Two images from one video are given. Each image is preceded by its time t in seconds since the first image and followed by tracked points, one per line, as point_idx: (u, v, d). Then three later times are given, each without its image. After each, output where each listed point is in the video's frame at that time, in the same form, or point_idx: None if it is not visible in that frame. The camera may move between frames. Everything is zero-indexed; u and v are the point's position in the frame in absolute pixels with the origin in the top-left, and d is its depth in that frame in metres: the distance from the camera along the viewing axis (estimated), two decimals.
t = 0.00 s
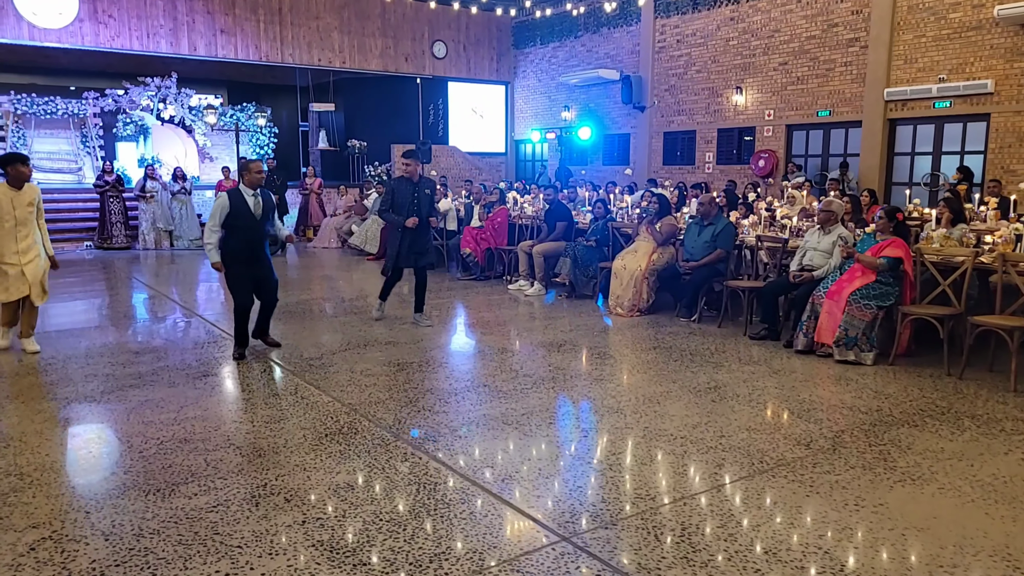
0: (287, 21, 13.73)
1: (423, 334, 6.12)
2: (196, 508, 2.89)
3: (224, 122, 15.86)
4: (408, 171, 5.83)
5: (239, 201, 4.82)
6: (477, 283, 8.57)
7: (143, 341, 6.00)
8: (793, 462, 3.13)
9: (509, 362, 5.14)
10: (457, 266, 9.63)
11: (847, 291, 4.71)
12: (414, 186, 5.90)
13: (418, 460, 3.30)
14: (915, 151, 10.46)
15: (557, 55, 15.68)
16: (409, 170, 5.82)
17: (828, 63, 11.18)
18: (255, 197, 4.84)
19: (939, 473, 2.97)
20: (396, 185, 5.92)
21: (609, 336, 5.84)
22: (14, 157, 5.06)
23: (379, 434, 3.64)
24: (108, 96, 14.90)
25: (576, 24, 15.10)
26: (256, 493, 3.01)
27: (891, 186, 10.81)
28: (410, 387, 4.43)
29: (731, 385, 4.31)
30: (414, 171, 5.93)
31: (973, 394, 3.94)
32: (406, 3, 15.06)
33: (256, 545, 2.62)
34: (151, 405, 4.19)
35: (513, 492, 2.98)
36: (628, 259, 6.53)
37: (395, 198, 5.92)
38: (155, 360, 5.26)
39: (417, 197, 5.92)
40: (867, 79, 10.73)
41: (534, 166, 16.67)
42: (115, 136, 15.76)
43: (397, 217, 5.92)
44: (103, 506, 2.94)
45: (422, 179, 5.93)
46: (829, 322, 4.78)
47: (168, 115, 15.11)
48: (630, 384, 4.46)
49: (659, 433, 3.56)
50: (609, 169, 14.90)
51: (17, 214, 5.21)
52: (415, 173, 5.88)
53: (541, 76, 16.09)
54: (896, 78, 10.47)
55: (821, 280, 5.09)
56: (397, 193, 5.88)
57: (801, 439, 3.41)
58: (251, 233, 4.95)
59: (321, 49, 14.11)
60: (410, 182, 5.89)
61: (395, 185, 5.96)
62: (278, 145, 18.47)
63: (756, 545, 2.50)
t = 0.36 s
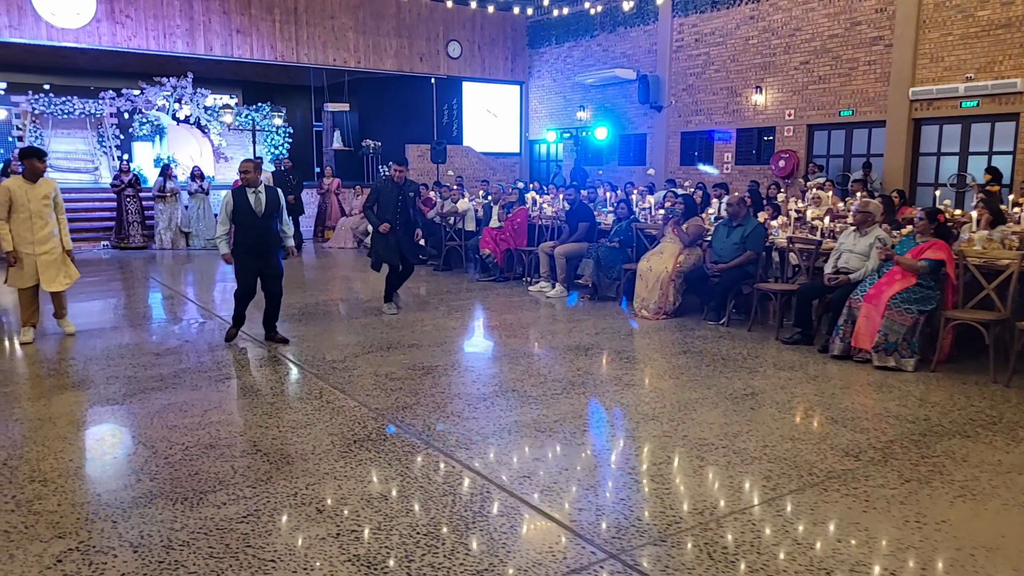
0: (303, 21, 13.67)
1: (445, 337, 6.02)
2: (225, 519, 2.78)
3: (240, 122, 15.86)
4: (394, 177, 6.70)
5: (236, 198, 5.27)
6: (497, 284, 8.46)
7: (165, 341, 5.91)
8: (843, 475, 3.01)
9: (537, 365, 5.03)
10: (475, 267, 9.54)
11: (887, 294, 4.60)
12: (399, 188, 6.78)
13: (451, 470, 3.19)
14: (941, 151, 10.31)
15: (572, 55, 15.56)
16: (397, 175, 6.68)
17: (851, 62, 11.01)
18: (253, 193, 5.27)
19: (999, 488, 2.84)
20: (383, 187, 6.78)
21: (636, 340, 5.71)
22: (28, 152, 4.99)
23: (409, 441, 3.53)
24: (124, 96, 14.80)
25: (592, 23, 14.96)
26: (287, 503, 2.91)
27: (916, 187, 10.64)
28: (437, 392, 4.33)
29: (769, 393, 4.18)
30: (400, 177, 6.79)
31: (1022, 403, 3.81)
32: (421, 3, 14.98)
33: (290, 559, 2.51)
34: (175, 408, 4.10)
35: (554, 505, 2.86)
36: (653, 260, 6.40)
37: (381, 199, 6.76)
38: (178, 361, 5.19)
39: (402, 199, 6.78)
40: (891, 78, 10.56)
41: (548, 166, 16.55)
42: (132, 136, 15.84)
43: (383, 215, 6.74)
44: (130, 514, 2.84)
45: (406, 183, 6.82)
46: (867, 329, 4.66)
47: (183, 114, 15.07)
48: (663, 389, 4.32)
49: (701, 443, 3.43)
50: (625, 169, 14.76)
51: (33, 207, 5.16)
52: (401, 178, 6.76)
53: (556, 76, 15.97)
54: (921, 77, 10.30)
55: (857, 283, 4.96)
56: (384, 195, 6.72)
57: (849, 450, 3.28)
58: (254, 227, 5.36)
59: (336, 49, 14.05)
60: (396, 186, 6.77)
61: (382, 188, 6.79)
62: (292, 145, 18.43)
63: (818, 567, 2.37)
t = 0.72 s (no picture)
0: (329, 23, 13.65)
1: (478, 343, 5.89)
2: (266, 540, 2.67)
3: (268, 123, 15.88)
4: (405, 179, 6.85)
5: (240, 200, 5.44)
6: (527, 289, 8.33)
7: (196, 346, 5.80)
8: (914, 501, 2.87)
9: (576, 375, 4.88)
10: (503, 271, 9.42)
11: (942, 305, 4.41)
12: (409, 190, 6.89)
13: (497, 489, 3.07)
14: (982, 154, 10.03)
15: (598, 56, 15.39)
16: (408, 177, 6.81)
17: (887, 63, 10.75)
18: (258, 197, 5.40)
19: None
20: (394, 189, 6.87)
21: (676, 349, 5.54)
22: (68, 152, 4.97)
23: (452, 456, 3.41)
24: (152, 97, 15.11)
25: (619, 23, 14.79)
26: (329, 523, 2.80)
27: (955, 190, 10.36)
28: (475, 402, 4.21)
29: (822, 408, 4.01)
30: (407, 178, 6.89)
31: None
32: (446, 4, 14.91)
33: None
34: (210, 417, 4.00)
35: (609, 529, 2.72)
36: (691, 267, 6.23)
37: (393, 200, 6.88)
38: (210, 368, 5.09)
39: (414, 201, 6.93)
40: (929, 79, 10.29)
41: (573, 167, 16.40)
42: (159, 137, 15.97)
43: (394, 216, 6.88)
44: (168, 532, 2.74)
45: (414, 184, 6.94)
46: (924, 341, 4.47)
47: (210, 115, 15.22)
48: (712, 403, 4.15)
49: (759, 464, 3.26)
50: (652, 171, 14.57)
51: (74, 207, 5.13)
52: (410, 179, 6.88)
53: (582, 77, 15.82)
54: (961, 78, 10.03)
55: (910, 292, 4.79)
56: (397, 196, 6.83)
57: (917, 474, 3.11)
58: (262, 228, 5.51)
59: (362, 50, 14.01)
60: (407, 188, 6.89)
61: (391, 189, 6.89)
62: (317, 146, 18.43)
63: None
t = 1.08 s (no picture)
0: (352, 23, 13.60)
1: (507, 347, 5.76)
2: (300, 555, 2.56)
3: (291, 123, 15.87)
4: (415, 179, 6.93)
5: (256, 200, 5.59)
6: (554, 291, 8.18)
7: (220, 348, 5.72)
8: (983, 521, 2.71)
9: (610, 381, 4.73)
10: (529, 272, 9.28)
11: (996, 312, 4.21)
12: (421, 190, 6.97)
13: (539, 503, 2.93)
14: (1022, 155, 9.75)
15: (622, 55, 15.21)
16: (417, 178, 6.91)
17: (922, 60, 10.48)
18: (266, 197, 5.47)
19: None
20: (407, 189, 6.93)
21: (712, 354, 5.36)
22: (102, 161, 4.90)
23: (489, 467, 3.29)
24: (175, 97, 15.10)
25: (644, 22, 14.59)
26: (365, 537, 2.68)
27: (993, 191, 10.07)
28: (510, 410, 4.08)
29: (873, 419, 3.84)
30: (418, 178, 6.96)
31: None
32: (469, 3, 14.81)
33: None
34: (239, 423, 3.90)
35: (659, 548, 2.58)
36: (726, 269, 6.06)
37: (407, 200, 6.93)
38: (236, 370, 5.01)
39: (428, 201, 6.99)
40: (966, 77, 10.01)
41: (596, 167, 16.23)
42: (183, 137, 16.06)
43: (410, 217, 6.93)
44: (199, 545, 2.64)
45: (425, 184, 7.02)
46: (976, 348, 4.29)
47: (233, 116, 15.13)
48: (755, 412, 3.98)
49: (812, 479, 3.11)
50: (678, 171, 14.36)
51: (106, 216, 5.07)
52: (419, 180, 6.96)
53: (606, 76, 15.63)
54: (999, 76, 9.75)
55: (960, 297, 4.60)
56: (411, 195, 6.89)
57: (982, 492, 2.95)
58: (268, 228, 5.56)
59: (384, 50, 13.94)
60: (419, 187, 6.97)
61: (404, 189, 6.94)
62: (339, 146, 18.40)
63: None
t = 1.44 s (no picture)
0: (372, 23, 13.50)
1: (533, 354, 5.59)
2: None
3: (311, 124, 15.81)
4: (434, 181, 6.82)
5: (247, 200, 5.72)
6: (578, 295, 8.00)
7: (240, 354, 5.59)
8: None
9: (643, 391, 4.55)
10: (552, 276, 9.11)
11: None
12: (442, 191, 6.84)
13: (577, 528, 2.77)
14: None
15: (644, 55, 14.98)
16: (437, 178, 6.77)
17: (956, 58, 10.19)
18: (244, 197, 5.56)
19: None
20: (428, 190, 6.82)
21: (748, 363, 5.15)
22: (180, 160, 4.85)
23: (522, 486, 3.12)
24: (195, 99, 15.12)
25: (667, 20, 14.36)
26: (394, 562, 2.53)
27: None
28: (540, 422, 3.91)
29: (924, 435, 3.63)
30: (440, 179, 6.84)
31: None
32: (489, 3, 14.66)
33: None
34: (260, 434, 3.77)
35: None
36: (759, 274, 5.85)
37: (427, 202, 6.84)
38: (257, 378, 4.89)
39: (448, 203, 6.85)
40: (1002, 75, 9.71)
41: (617, 169, 16.02)
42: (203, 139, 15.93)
43: (427, 218, 6.82)
44: (219, 570, 2.50)
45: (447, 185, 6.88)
46: None
47: (252, 117, 15.30)
48: (798, 427, 3.78)
49: (867, 503, 2.92)
50: (701, 173, 14.12)
51: (177, 216, 4.98)
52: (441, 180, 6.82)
53: (627, 77, 15.42)
54: None
55: (1012, 305, 4.37)
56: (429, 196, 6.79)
57: None
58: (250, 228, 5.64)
59: (404, 50, 13.83)
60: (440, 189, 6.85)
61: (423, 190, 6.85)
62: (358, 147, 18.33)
63: None
